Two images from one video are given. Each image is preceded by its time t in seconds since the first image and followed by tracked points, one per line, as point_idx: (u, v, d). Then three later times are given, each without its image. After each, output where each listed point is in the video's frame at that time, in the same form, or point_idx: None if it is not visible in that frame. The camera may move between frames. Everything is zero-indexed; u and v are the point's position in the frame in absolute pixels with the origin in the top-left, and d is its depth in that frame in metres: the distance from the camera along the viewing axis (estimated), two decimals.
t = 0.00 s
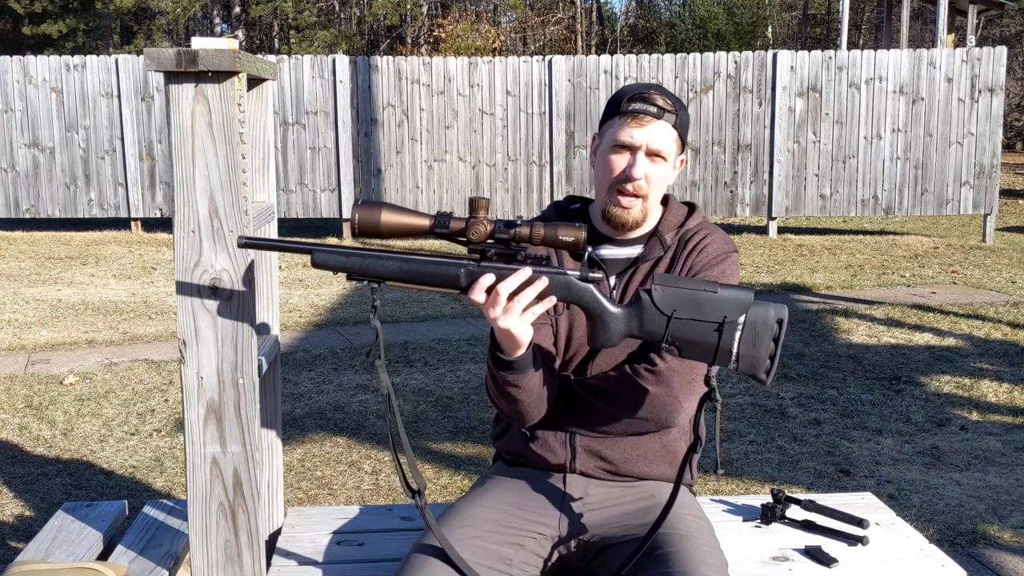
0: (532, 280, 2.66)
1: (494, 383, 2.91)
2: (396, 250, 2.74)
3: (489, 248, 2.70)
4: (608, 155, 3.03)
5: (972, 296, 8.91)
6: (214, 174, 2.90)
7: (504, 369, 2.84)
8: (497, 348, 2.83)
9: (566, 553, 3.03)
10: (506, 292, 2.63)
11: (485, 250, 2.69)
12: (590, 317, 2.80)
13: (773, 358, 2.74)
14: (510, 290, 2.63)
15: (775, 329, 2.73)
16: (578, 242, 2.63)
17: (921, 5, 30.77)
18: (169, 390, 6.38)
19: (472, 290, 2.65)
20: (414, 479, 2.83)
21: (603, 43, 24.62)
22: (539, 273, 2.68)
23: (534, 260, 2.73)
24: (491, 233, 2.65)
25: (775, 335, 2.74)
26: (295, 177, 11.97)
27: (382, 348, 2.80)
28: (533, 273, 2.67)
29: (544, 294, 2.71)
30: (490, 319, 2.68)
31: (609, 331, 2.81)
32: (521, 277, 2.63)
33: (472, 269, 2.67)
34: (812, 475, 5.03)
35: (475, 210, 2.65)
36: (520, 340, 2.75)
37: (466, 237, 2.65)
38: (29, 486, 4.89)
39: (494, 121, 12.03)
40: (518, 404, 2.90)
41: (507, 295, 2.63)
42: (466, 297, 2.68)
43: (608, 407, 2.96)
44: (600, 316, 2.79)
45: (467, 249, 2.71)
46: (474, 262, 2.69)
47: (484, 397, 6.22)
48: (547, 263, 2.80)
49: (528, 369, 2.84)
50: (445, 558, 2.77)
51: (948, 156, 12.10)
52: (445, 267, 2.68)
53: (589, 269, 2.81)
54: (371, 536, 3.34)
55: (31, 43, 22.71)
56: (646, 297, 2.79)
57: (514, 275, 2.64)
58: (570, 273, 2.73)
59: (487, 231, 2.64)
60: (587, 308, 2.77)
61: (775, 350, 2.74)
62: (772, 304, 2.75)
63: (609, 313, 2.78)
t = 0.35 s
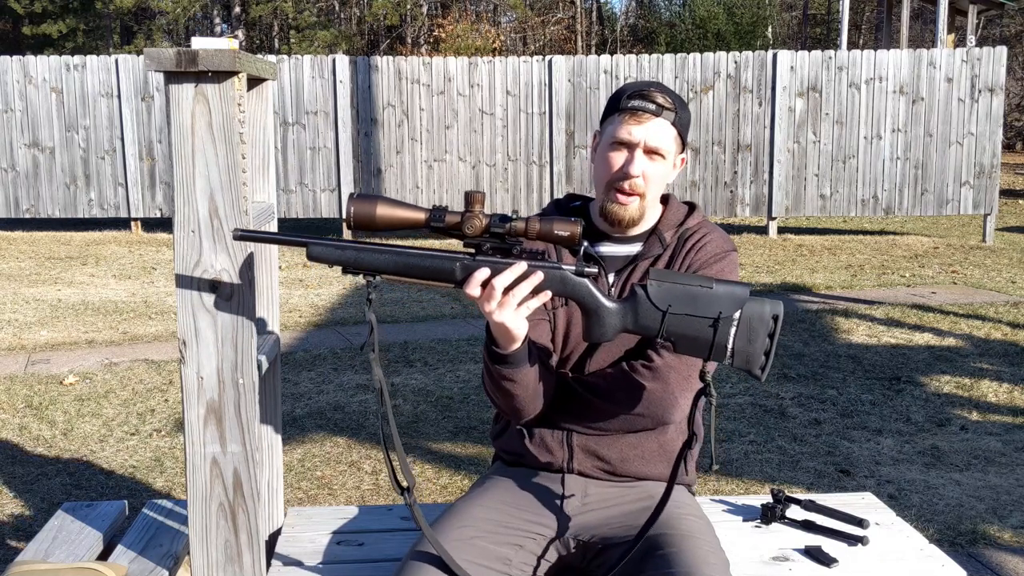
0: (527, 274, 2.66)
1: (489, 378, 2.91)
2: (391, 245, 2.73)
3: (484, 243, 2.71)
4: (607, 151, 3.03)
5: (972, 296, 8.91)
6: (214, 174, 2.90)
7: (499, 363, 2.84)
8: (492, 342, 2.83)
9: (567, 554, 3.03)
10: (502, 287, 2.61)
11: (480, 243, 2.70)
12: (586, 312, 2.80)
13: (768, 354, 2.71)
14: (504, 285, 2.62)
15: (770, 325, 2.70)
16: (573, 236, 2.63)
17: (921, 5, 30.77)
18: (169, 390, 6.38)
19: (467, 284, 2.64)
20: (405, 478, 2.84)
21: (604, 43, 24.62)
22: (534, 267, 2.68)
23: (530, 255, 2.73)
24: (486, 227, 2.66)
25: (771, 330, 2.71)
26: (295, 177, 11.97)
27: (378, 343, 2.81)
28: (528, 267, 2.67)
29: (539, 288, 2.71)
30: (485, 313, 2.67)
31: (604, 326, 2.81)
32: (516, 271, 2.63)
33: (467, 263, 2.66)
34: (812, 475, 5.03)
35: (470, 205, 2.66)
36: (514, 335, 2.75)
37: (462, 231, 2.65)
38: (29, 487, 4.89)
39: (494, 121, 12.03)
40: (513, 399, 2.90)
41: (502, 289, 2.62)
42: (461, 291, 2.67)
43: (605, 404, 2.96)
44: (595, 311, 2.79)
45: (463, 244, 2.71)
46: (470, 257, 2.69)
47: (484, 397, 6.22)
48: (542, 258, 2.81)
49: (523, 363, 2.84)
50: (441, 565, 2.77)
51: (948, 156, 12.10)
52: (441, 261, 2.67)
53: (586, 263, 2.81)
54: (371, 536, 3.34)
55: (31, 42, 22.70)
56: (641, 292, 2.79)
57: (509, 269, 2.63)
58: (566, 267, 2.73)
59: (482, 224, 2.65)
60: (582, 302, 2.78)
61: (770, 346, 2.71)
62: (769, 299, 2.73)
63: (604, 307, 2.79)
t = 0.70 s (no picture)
0: (528, 276, 2.66)
1: (489, 379, 2.91)
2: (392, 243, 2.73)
3: (486, 244, 2.69)
4: (603, 155, 3.03)
5: (972, 296, 8.91)
6: (214, 174, 2.90)
7: (499, 365, 2.84)
8: (492, 343, 2.83)
9: (568, 554, 3.03)
10: (502, 288, 2.62)
11: (482, 245, 2.69)
12: (586, 315, 2.80)
13: (766, 365, 2.70)
14: (505, 287, 2.63)
15: (769, 335, 2.69)
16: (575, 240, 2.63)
17: (921, 4, 30.75)
18: (169, 390, 6.38)
19: (467, 285, 2.64)
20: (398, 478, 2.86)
21: (604, 43, 24.62)
22: (536, 270, 2.68)
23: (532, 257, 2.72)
24: (488, 228, 2.66)
25: (770, 340, 2.70)
26: (295, 177, 11.98)
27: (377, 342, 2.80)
28: (529, 270, 2.67)
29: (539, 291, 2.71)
30: (486, 314, 2.67)
31: (603, 329, 2.81)
32: (517, 274, 2.63)
33: (469, 264, 2.66)
34: (812, 475, 5.03)
35: (473, 205, 2.65)
36: (515, 336, 2.75)
37: (464, 231, 2.65)
38: (29, 487, 4.89)
39: (494, 121, 12.03)
40: (514, 400, 2.90)
41: (502, 291, 2.63)
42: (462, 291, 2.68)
43: (605, 405, 2.96)
44: (595, 315, 2.79)
45: (464, 243, 2.71)
46: (471, 258, 2.68)
47: (484, 397, 6.22)
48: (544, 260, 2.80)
49: (523, 365, 2.84)
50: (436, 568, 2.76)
51: (948, 156, 12.10)
52: (442, 260, 2.68)
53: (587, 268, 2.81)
54: (371, 536, 3.34)
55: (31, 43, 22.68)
56: (641, 298, 2.79)
57: (510, 272, 2.63)
58: (567, 272, 2.74)
59: (484, 225, 2.64)
60: (581, 305, 2.78)
61: (769, 357, 2.70)
62: (769, 309, 2.72)
63: (604, 311, 2.79)
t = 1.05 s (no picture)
0: (527, 277, 2.66)
1: (490, 379, 2.91)
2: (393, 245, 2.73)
3: (485, 245, 2.69)
4: (592, 159, 3.04)
5: (972, 296, 8.91)
6: (214, 175, 2.91)
7: (501, 365, 2.84)
8: (493, 344, 2.83)
9: (567, 554, 3.03)
10: (502, 290, 2.63)
11: (482, 247, 2.69)
12: (587, 314, 2.80)
13: (767, 358, 2.72)
14: (505, 288, 2.63)
15: (770, 329, 2.71)
16: (574, 241, 2.62)
17: (921, 4, 30.74)
18: (169, 390, 6.38)
19: (468, 287, 2.64)
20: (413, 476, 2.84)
21: (604, 43, 24.62)
22: (535, 270, 2.68)
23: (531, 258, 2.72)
24: (487, 230, 2.65)
25: (770, 335, 2.72)
26: (295, 177, 11.98)
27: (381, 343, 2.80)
28: (529, 270, 2.67)
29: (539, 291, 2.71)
30: (486, 315, 2.68)
31: (604, 328, 2.81)
32: (517, 275, 2.63)
33: (468, 266, 2.66)
34: (812, 475, 5.03)
35: (472, 206, 2.65)
36: (516, 337, 2.75)
37: (463, 234, 2.65)
38: (29, 486, 4.89)
39: (494, 121, 12.03)
40: (514, 401, 2.90)
41: (502, 292, 2.63)
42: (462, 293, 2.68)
43: (606, 405, 2.95)
44: (595, 314, 2.79)
45: (464, 246, 2.71)
46: (471, 259, 2.68)
47: (484, 397, 6.22)
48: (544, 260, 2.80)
49: (524, 365, 2.84)
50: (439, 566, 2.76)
51: (948, 156, 12.10)
52: (442, 262, 2.67)
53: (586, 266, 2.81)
54: (371, 536, 3.34)
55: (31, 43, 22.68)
56: (641, 296, 2.79)
57: (509, 273, 2.63)
58: (567, 271, 2.73)
59: (483, 227, 2.63)
60: (581, 305, 2.78)
61: (770, 351, 2.72)
62: (768, 304, 2.74)
63: (604, 310, 2.78)
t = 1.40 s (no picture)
0: (524, 278, 2.66)
1: (488, 381, 2.91)
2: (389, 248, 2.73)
3: (482, 246, 2.70)
4: (607, 161, 3.02)
5: (972, 296, 8.91)
6: (214, 175, 2.91)
7: (498, 366, 2.84)
8: (490, 345, 2.83)
9: (567, 554, 3.03)
10: (499, 291, 2.62)
11: (478, 248, 2.70)
12: (584, 314, 2.80)
13: (764, 356, 2.73)
14: (502, 289, 2.62)
15: (767, 327, 2.72)
16: (571, 240, 2.62)
17: (921, 4, 30.76)
18: (169, 390, 6.38)
19: (465, 289, 2.64)
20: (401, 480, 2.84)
21: (604, 43, 24.64)
22: (531, 271, 2.68)
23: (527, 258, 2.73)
24: (483, 231, 2.65)
25: (766, 333, 2.72)
26: (295, 177, 11.98)
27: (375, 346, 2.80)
28: (525, 271, 2.66)
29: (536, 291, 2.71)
30: (482, 317, 2.67)
31: (601, 328, 2.81)
32: (513, 275, 2.63)
33: (465, 267, 2.66)
34: (812, 475, 5.03)
35: (468, 209, 2.67)
36: (513, 338, 2.75)
37: (459, 235, 2.66)
38: (29, 487, 4.89)
39: (494, 121, 12.03)
40: (512, 401, 2.90)
41: (499, 294, 2.63)
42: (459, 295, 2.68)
43: (604, 404, 2.96)
44: (592, 314, 2.79)
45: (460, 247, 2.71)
46: (467, 260, 2.68)
47: (484, 397, 6.22)
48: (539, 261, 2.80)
49: (521, 366, 2.84)
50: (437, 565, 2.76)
51: (948, 156, 12.10)
52: (438, 265, 2.67)
53: (582, 266, 2.81)
54: (371, 536, 3.34)
55: (31, 43, 22.67)
56: (638, 295, 2.79)
57: (507, 274, 2.63)
58: (563, 271, 2.73)
59: (479, 229, 2.64)
60: (578, 304, 2.78)
61: (766, 349, 2.73)
62: (765, 303, 2.74)
63: (601, 310, 2.79)
